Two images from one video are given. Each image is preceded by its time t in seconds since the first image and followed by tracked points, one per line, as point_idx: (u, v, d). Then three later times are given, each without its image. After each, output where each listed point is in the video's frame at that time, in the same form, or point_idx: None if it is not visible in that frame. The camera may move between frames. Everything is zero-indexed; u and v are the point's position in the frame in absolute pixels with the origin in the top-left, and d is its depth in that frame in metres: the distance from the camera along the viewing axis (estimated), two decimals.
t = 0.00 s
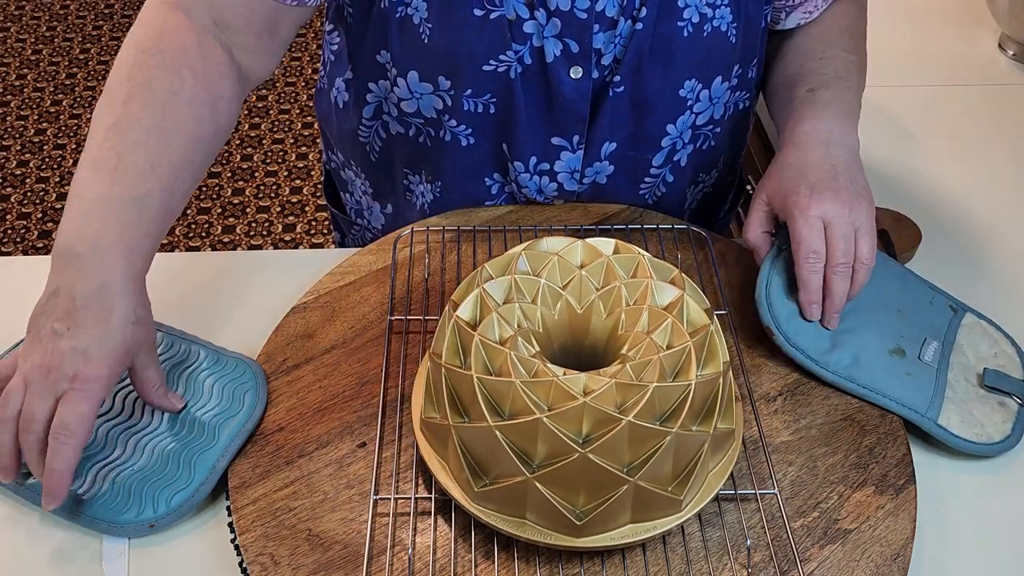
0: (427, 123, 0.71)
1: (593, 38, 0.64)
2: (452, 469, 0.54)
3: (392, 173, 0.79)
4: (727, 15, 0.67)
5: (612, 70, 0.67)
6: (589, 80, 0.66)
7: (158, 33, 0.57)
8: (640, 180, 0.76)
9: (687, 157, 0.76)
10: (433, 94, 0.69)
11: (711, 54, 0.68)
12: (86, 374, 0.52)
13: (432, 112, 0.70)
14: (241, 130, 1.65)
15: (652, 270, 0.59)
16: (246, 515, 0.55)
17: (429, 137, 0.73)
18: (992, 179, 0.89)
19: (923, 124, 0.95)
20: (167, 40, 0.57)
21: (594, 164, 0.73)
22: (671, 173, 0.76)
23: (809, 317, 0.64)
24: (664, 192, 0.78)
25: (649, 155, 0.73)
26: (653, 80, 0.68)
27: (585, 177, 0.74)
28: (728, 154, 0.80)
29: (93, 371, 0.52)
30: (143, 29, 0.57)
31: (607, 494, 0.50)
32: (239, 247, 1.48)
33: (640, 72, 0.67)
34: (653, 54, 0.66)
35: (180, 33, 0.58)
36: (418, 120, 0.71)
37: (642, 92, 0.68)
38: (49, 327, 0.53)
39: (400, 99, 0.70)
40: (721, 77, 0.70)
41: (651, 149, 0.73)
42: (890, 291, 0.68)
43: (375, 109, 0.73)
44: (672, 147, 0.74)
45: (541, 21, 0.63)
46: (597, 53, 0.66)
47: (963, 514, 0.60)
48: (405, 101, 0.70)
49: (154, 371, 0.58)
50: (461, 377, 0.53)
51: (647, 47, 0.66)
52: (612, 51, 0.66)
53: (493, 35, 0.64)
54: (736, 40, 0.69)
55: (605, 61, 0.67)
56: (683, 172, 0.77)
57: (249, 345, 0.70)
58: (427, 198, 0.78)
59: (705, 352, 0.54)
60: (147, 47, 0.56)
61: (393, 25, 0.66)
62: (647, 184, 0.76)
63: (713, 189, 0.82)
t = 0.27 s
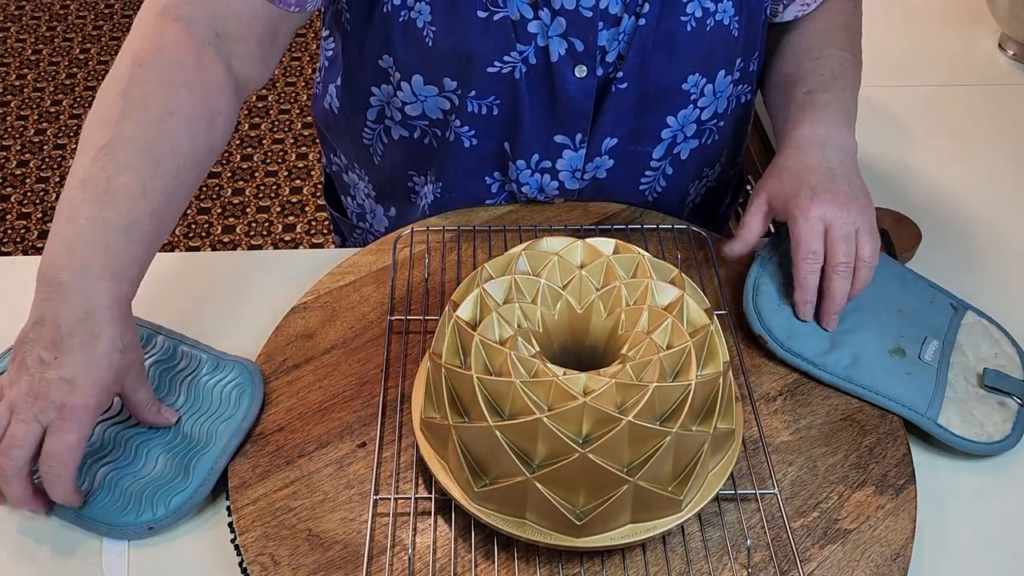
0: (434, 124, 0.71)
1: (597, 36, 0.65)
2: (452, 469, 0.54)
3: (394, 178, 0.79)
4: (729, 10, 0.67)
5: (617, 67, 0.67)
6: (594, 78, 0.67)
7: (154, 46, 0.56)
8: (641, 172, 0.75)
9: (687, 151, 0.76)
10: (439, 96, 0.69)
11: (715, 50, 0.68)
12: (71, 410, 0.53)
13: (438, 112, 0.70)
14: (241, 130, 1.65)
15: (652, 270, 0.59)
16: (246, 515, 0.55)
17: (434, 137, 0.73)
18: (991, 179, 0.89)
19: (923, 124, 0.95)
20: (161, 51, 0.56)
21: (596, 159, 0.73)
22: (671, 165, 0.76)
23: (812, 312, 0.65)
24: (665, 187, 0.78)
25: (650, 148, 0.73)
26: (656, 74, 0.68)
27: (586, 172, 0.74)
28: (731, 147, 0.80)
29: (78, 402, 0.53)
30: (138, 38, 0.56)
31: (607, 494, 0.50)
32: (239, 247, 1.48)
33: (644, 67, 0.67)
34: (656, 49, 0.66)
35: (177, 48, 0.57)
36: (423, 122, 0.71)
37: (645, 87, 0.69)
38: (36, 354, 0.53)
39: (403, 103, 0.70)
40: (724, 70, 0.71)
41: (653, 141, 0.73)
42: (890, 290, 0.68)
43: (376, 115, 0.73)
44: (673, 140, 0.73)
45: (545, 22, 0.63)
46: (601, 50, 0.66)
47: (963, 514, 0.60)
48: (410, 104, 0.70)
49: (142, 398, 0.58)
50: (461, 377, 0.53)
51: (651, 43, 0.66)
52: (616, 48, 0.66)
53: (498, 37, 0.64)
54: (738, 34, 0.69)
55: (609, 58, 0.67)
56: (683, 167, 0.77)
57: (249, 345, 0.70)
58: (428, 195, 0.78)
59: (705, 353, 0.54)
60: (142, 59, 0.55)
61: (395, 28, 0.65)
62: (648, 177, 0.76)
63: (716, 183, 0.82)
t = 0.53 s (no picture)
0: (431, 124, 0.71)
1: (592, 37, 0.64)
2: (452, 469, 0.54)
3: (392, 181, 0.79)
4: (724, 10, 0.67)
5: (611, 68, 0.67)
6: (590, 78, 0.67)
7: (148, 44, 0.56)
8: (640, 173, 0.75)
9: (686, 151, 0.76)
10: (434, 97, 0.69)
11: (710, 50, 0.68)
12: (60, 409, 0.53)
13: (434, 113, 0.70)
14: (241, 130, 1.65)
15: (652, 270, 0.59)
16: (246, 515, 0.55)
17: (432, 138, 0.72)
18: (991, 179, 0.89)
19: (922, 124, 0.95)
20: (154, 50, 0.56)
21: (594, 160, 0.72)
22: (671, 168, 0.76)
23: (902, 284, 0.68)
24: (664, 188, 0.78)
25: (648, 149, 0.73)
26: (651, 73, 0.68)
27: (585, 173, 0.73)
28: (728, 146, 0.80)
29: (65, 403, 0.53)
30: (134, 37, 0.56)
31: (607, 494, 0.50)
32: (239, 247, 1.48)
33: (639, 67, 0.67)
34: (651, 50, 0.66)
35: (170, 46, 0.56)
36: (420, 123, 0.71)
37: (642, 88, 0.69)
38: (26, 353, 0.53)
39: (400, 103, 0.70)
40: (719, 71, 0.71)
41: (652, 141, 0.73)
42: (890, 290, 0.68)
43: (374, 116, 0.73)
44: (671, 141, 0.74)
45: (541, 22, 0.63)
46: (596, 50, 0.66)
47: (963, 514, 0.60)
48: (406, 106, 0.70)
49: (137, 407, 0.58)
50: (461, 377, 0.53)
51: (645, 43, 0.66)
52: (611, 48, 0.66)
53: (494, 38, 0.64)
54: (734, 34, 0.69)
55: (604, 58, 0.67)
56: (681, 168, 0.77)
57: (249, 345, 0.70)
58: (426, 197, 0.78)
59: (705, 353, 0.54)
60: (135, 59, 0.55)
61: (391, 29, 0.66)
62: (647, 177, 0.76)
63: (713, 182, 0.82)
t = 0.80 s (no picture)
0: (437, 127, 0.71)
1: (598, 41, 0.65)
2: (452, 470, 0.54)
3: (395, 184, 0.79)
4: (729, 12, 0.67)
5: (617, 71, 0.67)
6: (596, 82, 0.67)
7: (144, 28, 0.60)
8: (641, 176, 0.75)
9: (687, 152, 0.76)
10: (441, 101, 0.69)
11: (715, 53, 0.69)
12: (52, 298, 0.48)
13: (442, 116, 0.70)
14: (241, 129, 1.65)
15: (652, 270, 0.59)
16: (246, 515, 0.55)
17: (438, 142, 0.73)
18: (990, 180, 0.89)
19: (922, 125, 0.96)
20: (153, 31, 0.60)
21: (597, 163, 0.72)
22: (671, 167, 0.76)
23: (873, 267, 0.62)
24: (664, 189, 0.78)
25: (651, 151, 0.73)
26: (655, 78, 0.68)
27: (586, 176, 0.73)
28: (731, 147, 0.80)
29: (52, 298, 0.48)
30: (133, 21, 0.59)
31: (607, 494, 0.50)
32: (239, 247, 1.48)
33: (644, 71, 0.67)
34: (656, 52, 0.67)
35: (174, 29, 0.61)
36: (426, 127, 0.71)
37: (646, 91, 0.69)
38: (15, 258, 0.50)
39: (406, 107, 0.70)
40: (724, 72, 0.71)
41: (653, 143, 0.73)
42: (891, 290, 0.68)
43: (377, 120, 0.73)
44: (672, 141, 0.74)
45: (548, 27, 0.64)
46: (602, 54, 0.66)
47: (963, 514, 0.60)
48: (412, 110, 0.70)
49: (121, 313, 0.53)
50: (461, 377, 0.53)
51: (650, 46, 0.66)
52: (618, 51, 0.66)
53: (501, 44, 0.64)
54: (737, 36, 0.69)
55: (610, 62, 0.67)
56: (681, 168, 0.77)
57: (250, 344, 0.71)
58: (429, 196, 0.78)
59: (705, 353, 0.54)
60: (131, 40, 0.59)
61: (398, 34, 0.66)
62: (647, 179, 0.76)
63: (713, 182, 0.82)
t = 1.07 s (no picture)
0: (425, 128, 0.71)
1: (590, 37, 0.65)
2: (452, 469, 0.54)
3: (389, 185, 0.79)
4: (722, 10, 0.67)
5: (609, 68, 0.67)
6: (588, 78, 0.67)
7: None
8: (639, 172, 0.75)
9: (684, 152, 0.76)
10: (429, 100, 0.69)
11: (708, 51, 0.68)
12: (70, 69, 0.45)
13: (428, 118, 0.70)
14: (241, 130, 1.65)
15: (652, 270, 0.59)
16: (246, 515, 0.55)
17: (427, 143, 0.72)
18: (990, 179, 0.89)
19: (921, 125, 0.96)
20: None
21: (596, 160, 0.73)
22: (669, 168, 0.76)
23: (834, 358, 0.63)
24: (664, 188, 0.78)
25: (648, 148, 0.73)
26: (648, 76, 0.68)
27: (587, 174, 0.74)
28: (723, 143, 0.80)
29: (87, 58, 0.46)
30: None
31: (608, 494, 0.50)
32: (239, 247, 1.48)
33: (636, 67, 0.67)
34: (648, 49, 0.66)
35: None
36: (415, 126, 0.71)
37: (638, 87, 0.68)
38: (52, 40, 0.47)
39: (397, 104, 0.70)
40: (717, 72, 0.70)
41: (649, 142, 0.73)
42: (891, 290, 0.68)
43: (370, 117, 0.73)
44: (669, 142, 0.74)
45: (539, 23, 0.63)
46: (595, 50, 0.66)
47: (963, 514, 0.60)
48: (402, 107, 0.70)
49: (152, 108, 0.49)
50: (461, 377, 0.53)
51: (643, 43, 0.66)
52: (609, 48, 0.66)
53: (492, 39, 0.64)
54: (730, 33, 0.69)
55: (602, 59, 0.67)
56: (679, 167, 0.77)
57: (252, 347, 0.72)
58: (430, 204, 0.78)
59: (705, 353, 0.54)
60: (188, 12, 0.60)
61: (390, 29, 0.66)
62: (646, 176, 0.76)
63: (709, 181, 0.82)
